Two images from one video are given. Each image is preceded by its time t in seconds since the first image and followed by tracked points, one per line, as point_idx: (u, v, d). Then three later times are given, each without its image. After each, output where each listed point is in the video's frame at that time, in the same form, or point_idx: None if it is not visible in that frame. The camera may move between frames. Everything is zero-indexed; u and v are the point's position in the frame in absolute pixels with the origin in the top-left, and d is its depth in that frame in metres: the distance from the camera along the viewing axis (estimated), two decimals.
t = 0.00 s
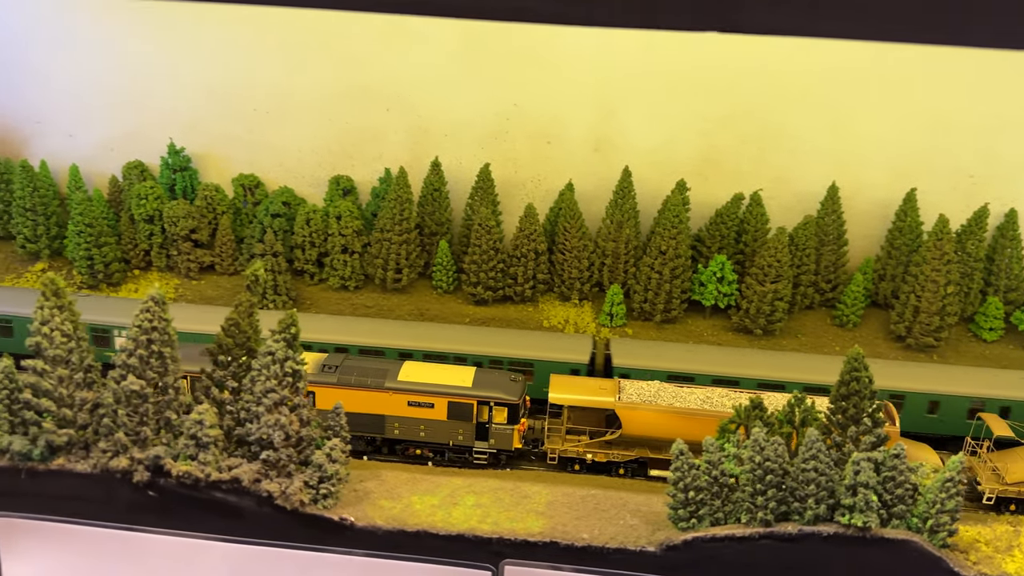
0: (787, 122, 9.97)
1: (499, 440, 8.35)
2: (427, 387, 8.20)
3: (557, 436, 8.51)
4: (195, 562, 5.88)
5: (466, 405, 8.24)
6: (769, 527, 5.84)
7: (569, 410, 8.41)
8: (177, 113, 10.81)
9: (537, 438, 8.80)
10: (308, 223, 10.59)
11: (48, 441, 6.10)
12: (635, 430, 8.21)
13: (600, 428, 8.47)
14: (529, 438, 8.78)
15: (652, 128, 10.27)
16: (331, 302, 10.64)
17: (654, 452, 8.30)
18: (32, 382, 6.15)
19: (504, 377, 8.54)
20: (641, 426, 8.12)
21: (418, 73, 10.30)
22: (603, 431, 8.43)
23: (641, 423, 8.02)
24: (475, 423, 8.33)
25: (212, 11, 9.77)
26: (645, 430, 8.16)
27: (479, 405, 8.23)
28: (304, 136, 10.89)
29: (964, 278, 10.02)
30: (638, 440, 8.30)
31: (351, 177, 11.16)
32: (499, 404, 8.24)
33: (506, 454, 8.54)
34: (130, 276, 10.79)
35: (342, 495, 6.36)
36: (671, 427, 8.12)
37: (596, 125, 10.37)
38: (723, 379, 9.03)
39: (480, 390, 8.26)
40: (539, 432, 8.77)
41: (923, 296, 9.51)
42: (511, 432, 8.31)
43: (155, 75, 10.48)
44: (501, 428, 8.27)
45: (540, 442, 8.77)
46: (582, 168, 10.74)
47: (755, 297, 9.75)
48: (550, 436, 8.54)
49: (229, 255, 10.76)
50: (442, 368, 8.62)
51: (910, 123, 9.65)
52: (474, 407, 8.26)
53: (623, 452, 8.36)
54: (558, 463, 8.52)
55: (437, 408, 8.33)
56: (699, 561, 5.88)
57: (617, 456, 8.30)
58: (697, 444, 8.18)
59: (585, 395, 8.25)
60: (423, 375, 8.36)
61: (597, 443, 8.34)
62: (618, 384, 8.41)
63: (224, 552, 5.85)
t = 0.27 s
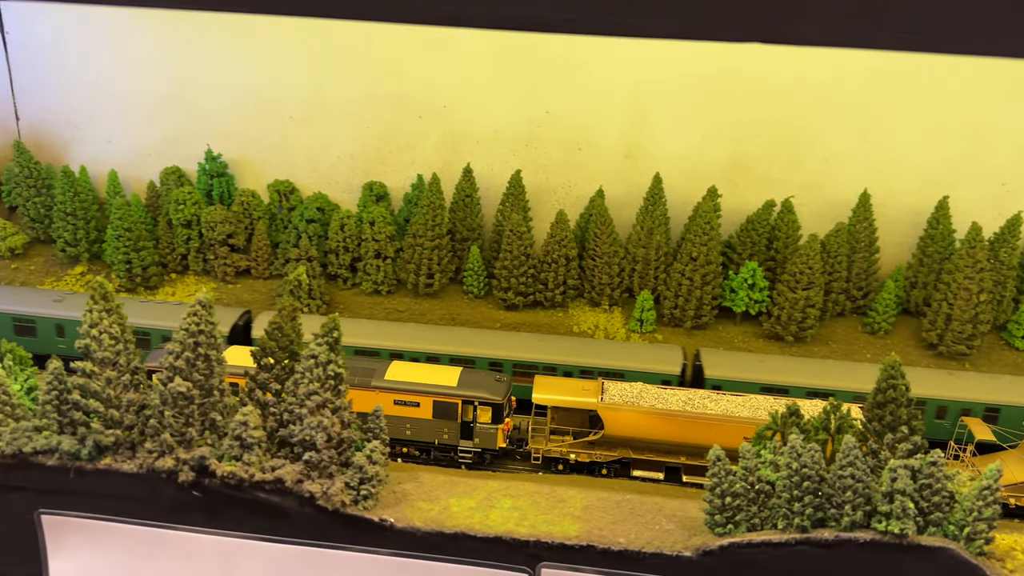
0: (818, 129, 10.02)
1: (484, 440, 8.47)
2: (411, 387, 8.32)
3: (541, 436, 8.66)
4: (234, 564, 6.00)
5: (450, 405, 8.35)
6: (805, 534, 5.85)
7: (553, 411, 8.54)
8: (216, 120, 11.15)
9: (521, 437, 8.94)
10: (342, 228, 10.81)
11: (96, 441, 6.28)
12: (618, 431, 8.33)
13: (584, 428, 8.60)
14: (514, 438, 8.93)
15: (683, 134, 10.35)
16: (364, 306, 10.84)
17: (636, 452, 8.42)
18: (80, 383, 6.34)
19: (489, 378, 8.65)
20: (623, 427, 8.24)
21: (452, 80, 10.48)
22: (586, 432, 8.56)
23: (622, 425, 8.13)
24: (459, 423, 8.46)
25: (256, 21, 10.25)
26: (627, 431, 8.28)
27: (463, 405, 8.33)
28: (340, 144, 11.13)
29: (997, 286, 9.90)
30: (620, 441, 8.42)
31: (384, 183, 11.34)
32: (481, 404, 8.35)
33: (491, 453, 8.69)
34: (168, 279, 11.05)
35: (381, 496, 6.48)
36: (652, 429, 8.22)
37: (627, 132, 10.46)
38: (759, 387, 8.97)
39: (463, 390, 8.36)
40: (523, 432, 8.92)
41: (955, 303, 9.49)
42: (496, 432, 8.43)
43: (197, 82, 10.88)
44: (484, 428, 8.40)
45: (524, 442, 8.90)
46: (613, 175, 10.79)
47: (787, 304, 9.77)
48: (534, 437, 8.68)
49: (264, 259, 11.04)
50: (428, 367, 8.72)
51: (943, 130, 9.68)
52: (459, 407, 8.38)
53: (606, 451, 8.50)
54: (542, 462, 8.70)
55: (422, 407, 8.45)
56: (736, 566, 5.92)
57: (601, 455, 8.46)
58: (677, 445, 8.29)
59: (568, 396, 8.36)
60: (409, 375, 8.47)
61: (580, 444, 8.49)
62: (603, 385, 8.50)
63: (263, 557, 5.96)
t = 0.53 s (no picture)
0: (854, 134, 10.00)
1: (464, 435, 8.61)
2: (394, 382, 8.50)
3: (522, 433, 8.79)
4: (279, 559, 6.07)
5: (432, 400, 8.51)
6: (844, 538, 5.86)
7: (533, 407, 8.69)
8: (256, 124, 11.38)
9: (503, 434, 9.06)
10: (376, 231, 10.92)
11: (142, 438, 6.42)
12: (596, 428, 8.44)
13: (563, 425, 8.72)
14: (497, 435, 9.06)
15: (717, 139, 10.36)
16: (397, 309, 10.97)
17: (614, 450, 8.53)
18: (127, 381, 6.51)
19: (472, 374, 8.82)
20: (601, 424, 8.35)
21: (486, 85, 10.62)
22: (566, 429, 8.69)
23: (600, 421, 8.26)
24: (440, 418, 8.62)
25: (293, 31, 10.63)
26: (605, 429, 8.39)
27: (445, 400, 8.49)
28: (374, 148, 11.32)
29: None
30: (599, 438, 8.53)
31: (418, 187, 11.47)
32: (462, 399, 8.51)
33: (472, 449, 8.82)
34: (206, 280, 11.28)
35: (420, 495, 6.54)
36: (629, 426, 8.32)
37: (660, 136, 10.50)
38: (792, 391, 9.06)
39: (445, 386, 8.53)
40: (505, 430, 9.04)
41: (993, 309, 9.41)
42: (476, 428, 8.58)
43: (234, 88, 11.15)
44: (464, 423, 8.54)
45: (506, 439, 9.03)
46: (646, 180, 10.81)
47: (822, 309, 9.76)
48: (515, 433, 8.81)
49: (301, 262, 11.30)
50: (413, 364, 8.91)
51: (983, 134, 9.62)
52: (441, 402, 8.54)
53: (585, 448, 8.61)
54: (523, 459, 8.84)
55: (405, 403, 8.62)
56: (774, 569, 5.93)
57: (579, 452, 8.58)
58: (654, 443, 8.38)
59: (548, 393, 8.51)
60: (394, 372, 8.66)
61: (560, 441, 8.61)
62: (582, 384, 8.63)
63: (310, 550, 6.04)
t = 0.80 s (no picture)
0: (888, 139, 9.96)
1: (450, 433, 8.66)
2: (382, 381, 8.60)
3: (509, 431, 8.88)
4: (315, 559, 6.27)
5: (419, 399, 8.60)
6: (883, 546, 5.84)
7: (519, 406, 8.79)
8: (289, 131, 11.61)
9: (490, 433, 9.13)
10: (409, 235, 11.02)
11: (184, 438, 6.53)
12: (580, 427, 8.58)
13: (549, 424, 8.80)
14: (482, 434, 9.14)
15: (748, 144, 10.36)
16: (428, 312, 11.08)
17: (598, 448, 8.65)
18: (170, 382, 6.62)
19: (459, 373, 8.88)
20: (586, 422, 8.49)
21: (518, 90, 10.69)
22: (551, 428, 8.77)
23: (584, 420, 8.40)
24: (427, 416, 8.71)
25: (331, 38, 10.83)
26: (589, 427, 8.52)
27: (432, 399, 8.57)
28: (407, 153, 11.45)
29: None
30: (583, 437, 8.66)
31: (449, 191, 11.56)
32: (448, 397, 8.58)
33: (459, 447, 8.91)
34: (241, 283, 11.53)
35: (456, 497, 6.59)
36: (613, 425, 8.46)
37: (692, 141, 10.51)
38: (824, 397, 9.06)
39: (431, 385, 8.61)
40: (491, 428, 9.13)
41: None
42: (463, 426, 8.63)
43: (270, 94, 11.40)
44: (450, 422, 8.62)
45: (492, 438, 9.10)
46: (678, 185, 10.82)
47: (855, 315, 9.73)
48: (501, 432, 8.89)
49: (334, 265, 11.46)
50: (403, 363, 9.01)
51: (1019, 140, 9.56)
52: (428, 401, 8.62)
53: (570, 447, 8.73)
54: (509, 457, 8.92)
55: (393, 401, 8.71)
56: None
57: (564, 451, 8.71)
58: (637, 442, 8.50)
59: (532, 391, 8.65)
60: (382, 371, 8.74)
61: (545, 439, 8.73)
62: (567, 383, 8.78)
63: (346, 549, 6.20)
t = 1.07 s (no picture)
0: (927, 148, 9.90)
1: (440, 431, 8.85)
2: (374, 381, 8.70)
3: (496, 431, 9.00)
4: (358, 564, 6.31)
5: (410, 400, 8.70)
6: (927, 556, 5.84)
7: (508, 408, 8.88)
8: (328, 138, 11.85)
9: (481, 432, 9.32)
10: (446, 241, 11.17)
11: (233, 439, 6.67)
12: (565, 426, 8.69)
13: (534, 423, 8.90)
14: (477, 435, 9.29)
15: (786, 152, 10.36)
16: (465, 316, 11.20)
17: (582, 448, 8.75)
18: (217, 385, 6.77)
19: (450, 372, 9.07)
20: (570, 421, 8.59)
21: (555, 98, 10.78)
22: (537, 427, 8.89)
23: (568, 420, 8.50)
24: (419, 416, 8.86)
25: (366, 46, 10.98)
26: (573, 426, 8.63)
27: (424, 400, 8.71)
28: (444, 160, 11.57)
29: None
30: (567, 436, 8.76)
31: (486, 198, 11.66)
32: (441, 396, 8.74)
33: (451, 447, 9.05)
34: (280, 287, 11.82)
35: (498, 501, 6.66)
36: (596, 423, 8.57)
37: (729, 149, 10.53)
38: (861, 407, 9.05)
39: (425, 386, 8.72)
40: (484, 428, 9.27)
41: None
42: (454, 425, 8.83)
43: (310, 102, 11.63)
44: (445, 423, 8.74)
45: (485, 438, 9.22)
46: (714, 192, 10.84)
47: (894, 325, 9.71)
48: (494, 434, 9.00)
49: (371, 270, 11.66)
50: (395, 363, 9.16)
51: None
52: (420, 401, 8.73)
53: (554, 446, 8.83)
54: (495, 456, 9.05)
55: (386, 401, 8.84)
56: None
57: (547, 450, 8.80)
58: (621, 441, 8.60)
59: (517, 391, 8.78)
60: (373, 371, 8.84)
61: (529, 438, 8.83)
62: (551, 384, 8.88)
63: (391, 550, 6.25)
